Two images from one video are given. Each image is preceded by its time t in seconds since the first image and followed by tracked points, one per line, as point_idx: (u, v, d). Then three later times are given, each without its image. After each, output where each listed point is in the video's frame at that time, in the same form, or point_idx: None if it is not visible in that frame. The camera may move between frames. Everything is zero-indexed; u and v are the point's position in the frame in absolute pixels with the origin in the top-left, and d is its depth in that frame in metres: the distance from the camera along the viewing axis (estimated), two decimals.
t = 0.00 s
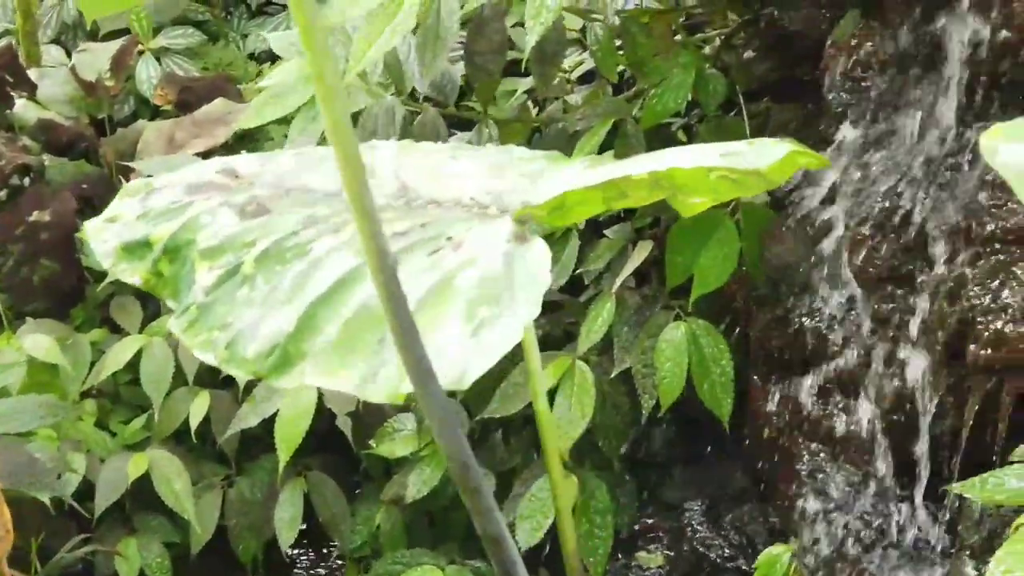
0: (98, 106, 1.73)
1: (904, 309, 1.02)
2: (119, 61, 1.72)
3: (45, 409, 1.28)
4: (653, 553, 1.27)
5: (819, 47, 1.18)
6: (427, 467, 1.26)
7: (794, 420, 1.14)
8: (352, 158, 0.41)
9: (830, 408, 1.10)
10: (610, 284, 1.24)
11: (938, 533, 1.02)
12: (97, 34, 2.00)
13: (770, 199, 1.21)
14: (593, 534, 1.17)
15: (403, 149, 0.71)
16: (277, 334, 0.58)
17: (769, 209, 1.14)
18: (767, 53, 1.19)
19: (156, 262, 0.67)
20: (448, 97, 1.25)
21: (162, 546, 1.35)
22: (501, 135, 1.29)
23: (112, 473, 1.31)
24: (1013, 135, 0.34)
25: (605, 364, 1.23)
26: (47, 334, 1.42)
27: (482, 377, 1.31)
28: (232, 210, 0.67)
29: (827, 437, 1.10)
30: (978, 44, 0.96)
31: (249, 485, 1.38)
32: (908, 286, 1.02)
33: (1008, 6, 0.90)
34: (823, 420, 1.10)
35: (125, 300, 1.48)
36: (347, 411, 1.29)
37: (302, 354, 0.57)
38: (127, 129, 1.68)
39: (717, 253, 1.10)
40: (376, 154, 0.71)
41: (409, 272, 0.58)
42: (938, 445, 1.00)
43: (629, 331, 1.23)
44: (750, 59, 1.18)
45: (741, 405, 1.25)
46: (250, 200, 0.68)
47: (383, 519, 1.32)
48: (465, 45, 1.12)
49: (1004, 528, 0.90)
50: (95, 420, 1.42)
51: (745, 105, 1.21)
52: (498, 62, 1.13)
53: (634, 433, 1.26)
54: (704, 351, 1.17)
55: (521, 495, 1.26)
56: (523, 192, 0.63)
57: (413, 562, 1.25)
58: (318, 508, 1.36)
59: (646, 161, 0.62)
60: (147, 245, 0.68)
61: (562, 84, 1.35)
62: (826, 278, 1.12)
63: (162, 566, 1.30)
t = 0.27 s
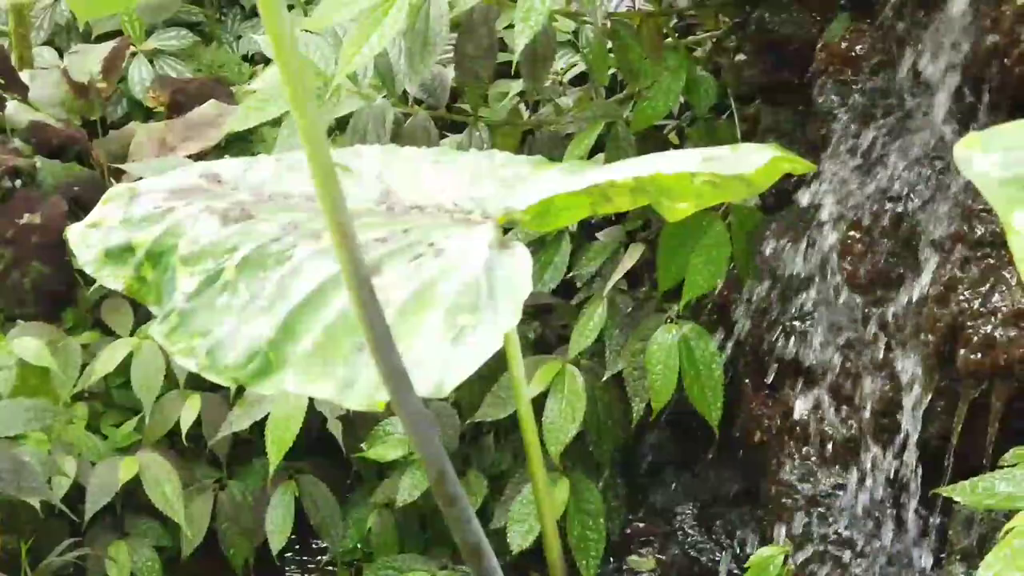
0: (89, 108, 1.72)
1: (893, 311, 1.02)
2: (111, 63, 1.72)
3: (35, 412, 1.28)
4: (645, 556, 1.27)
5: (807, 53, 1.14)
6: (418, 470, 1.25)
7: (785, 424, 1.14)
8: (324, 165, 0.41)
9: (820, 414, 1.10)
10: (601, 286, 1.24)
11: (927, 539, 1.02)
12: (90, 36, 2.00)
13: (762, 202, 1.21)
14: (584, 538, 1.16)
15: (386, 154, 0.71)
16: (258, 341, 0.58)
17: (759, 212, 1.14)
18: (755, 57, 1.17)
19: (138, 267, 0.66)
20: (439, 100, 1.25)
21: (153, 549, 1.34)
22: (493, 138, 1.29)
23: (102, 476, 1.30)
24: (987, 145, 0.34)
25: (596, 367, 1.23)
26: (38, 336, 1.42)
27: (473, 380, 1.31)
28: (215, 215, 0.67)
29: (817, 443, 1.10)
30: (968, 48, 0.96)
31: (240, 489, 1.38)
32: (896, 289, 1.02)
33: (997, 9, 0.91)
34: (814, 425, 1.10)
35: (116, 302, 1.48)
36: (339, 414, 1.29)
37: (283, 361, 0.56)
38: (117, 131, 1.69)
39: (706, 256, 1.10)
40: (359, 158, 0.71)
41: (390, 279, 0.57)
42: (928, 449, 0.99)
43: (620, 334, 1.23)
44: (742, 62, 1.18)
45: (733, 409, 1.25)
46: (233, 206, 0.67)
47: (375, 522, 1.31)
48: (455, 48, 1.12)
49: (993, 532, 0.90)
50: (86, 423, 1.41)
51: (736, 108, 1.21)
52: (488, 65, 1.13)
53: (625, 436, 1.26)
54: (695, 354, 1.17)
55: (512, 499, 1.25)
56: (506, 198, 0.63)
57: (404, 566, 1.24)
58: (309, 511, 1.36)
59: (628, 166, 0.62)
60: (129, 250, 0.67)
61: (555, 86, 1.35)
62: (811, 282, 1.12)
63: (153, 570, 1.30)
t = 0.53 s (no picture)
0: (82, 110, 1.72)
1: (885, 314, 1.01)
2: (104, 65, 1.73)
3: (26, 416, 1.27)
4: (638, 560, 1.27)
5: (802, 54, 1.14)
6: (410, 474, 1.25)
7: (777, 428, 1.14)
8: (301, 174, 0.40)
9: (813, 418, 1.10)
10: (594, 289, 1.24)
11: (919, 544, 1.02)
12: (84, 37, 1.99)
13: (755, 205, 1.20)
14: (576, 541, 1.16)
15: (373, 158, 0.70)
16: (242, 348, 0.57)
17: (751, 215, 1.14)
18: (750, 58, 1.17)
19: (124, 272, 0.66)
20: (431, 103, 1.25)
21: (145, 553, 1.34)
22: (485, 140, 1.28)
23: (94, 480, 1.30)
24: (968, 154, 0.34)
25: (589, 370, 1.23)
26: (30, 340, 1.41)
27: (465, 383, 1.31)
28: (200, 220, 0.66)
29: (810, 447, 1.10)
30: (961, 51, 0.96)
31: (232, 492, 1.37)
32: (889, 292, 1.01)
33: (989, 12, 0.90)
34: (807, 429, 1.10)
35: (108, 305, 1.47)
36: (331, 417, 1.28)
37: (267, 367, 0.56)
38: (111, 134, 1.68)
39: (699, 259, 1.09)
40: (345, 163, 0.70)
41: (375, 285, 0.57)
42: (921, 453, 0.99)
43: (613, 338, 1.23)
44: (735, 64, 1.18)
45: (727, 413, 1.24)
46: (219, 210, 0.67)
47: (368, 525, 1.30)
48: (447, 49, 1.11)
49: (986, 537, 0.90)
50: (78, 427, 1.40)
51: (729, 110, 1.20)
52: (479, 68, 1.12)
53: (618, 440, 1.26)
54: (688, 357, 1.16)
55: (504, 503, 1.25)
56: (492, 204, 0.62)
57: (397, 569, 1.24)
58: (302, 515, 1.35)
59: (615, 171, 0.61)
60: (114, 255, 0.66)
61: (547, 87, 1.34)
62: (805, 285, 1.11)
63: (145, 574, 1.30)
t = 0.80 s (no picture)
0: (76, 113, 1.73)
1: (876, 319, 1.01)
2: (99, 68, 1.72)
3: (19, 419, 1.27)
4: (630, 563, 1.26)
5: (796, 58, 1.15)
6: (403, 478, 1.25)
7: (770, 431, 1.15)
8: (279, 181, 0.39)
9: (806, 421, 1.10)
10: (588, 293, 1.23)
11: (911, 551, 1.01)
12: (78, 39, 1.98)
13: (748, 209, 1.20)
14: (570, 546, 1.16)
15: (361, 165, 0.70)
16: (228, 356, 0.57)
17: (744, 219, 1.14)
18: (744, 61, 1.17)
19: (111, 279, 0.65)
20: (424, 107, 1.24)
21: (138, 557, 1.34)
22: (479, 143, 1.28)
23: (86, 484, 1.29)
24: (948, 167, 0.33)
25: (582, 375, 1.22)
26: (24, 343, 1.40)
27: (459, 388, 1.30)
28: (187, 226, 0.66)
29: (803, 450, 1.10)
30: (952, 56, 0.96)
31: (226, 496, 1.37)
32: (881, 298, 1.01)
33: (981, 17, 0.90)
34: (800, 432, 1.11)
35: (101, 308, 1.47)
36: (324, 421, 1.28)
37: (254, 375, 0.56)
38: (105, 137, 1.66)
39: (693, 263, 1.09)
40: (333, 170, 0.70)
41: (361, 292, 0.57)
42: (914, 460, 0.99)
43: (606, 342, 1.22)
44: (728, 68, 1.18)
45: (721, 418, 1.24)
46: (206, 217, 0.67)
47: (362, 529, 1.30)
48: (440, 53, 1.11)
49: (978, 543, 0.89)
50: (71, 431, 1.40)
51: (722, 112, 1.19)
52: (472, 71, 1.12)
53: (611, 445, 1.25)
54: (682, 361, 1.16)
55: (497, 507, 1.25)
56: (479, 210, 0.62)
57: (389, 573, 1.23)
58: (295, 519, 1.35)
59: (603, 178, 0.61)
60: (102, 261, 0.66)
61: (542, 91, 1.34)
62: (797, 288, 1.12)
63: None
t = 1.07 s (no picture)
0: (71, 116, 1.72)
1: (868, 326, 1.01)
2: (91, 72, 1.72)
3: (11, 424, 1.26)
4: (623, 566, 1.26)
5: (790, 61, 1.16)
6: (396, 483, 1.25)
7: (763, 436, 1.15)
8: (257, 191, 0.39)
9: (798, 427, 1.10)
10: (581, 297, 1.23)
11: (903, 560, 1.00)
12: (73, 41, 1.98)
13: (741, 213, 1.20)
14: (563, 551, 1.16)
15: (348, 172, 0.70)
16: (213, 366, 0.57)
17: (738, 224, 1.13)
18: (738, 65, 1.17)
19: (97, 287, 0.65)
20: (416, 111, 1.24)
21: (131, 561, 1.33)
22: (472, 148, 1.28)
23: (79, 488, 1.29)
24: (927, 183, 0.33)
25: (575, 379, 1.22)
26: (16, 347, 1.40)
27: (452, 392, 1.30)
28: (172, 234, 0.66)
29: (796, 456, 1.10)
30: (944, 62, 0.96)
31: (219, 501, 1.37)
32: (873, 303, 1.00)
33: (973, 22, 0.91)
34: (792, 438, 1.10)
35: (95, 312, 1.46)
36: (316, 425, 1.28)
37: (239, 386, 0.56)
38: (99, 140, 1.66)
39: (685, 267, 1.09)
40: (320, 177, 0.69)
41: (347, 302, 0.57)
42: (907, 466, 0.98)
43: (599, 346, 1.22)
44: (722, 72, 1.18)
45: (715, 422, 1.24)
46: (192, 225, 0.66)
47: (356, 534, 1.30)
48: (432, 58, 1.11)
49: (970, 549, 0.89)
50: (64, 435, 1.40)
51: (715, 117, 1.20)
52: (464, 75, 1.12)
53: (604, 449, 1.25)
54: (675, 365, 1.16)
55: (490, 512, 1.25)
56: (466, 219, 0.62)
57: None
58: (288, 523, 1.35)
59: (590, 187, 0.61)
60: (88, 269, 0.66)
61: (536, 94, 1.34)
62: (788, 293, 1.11)
63: None
